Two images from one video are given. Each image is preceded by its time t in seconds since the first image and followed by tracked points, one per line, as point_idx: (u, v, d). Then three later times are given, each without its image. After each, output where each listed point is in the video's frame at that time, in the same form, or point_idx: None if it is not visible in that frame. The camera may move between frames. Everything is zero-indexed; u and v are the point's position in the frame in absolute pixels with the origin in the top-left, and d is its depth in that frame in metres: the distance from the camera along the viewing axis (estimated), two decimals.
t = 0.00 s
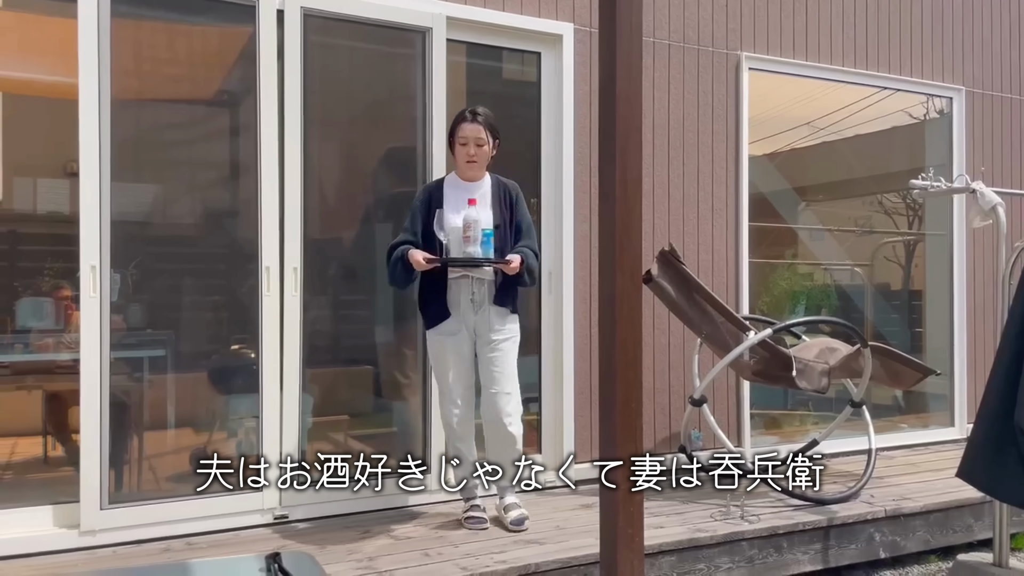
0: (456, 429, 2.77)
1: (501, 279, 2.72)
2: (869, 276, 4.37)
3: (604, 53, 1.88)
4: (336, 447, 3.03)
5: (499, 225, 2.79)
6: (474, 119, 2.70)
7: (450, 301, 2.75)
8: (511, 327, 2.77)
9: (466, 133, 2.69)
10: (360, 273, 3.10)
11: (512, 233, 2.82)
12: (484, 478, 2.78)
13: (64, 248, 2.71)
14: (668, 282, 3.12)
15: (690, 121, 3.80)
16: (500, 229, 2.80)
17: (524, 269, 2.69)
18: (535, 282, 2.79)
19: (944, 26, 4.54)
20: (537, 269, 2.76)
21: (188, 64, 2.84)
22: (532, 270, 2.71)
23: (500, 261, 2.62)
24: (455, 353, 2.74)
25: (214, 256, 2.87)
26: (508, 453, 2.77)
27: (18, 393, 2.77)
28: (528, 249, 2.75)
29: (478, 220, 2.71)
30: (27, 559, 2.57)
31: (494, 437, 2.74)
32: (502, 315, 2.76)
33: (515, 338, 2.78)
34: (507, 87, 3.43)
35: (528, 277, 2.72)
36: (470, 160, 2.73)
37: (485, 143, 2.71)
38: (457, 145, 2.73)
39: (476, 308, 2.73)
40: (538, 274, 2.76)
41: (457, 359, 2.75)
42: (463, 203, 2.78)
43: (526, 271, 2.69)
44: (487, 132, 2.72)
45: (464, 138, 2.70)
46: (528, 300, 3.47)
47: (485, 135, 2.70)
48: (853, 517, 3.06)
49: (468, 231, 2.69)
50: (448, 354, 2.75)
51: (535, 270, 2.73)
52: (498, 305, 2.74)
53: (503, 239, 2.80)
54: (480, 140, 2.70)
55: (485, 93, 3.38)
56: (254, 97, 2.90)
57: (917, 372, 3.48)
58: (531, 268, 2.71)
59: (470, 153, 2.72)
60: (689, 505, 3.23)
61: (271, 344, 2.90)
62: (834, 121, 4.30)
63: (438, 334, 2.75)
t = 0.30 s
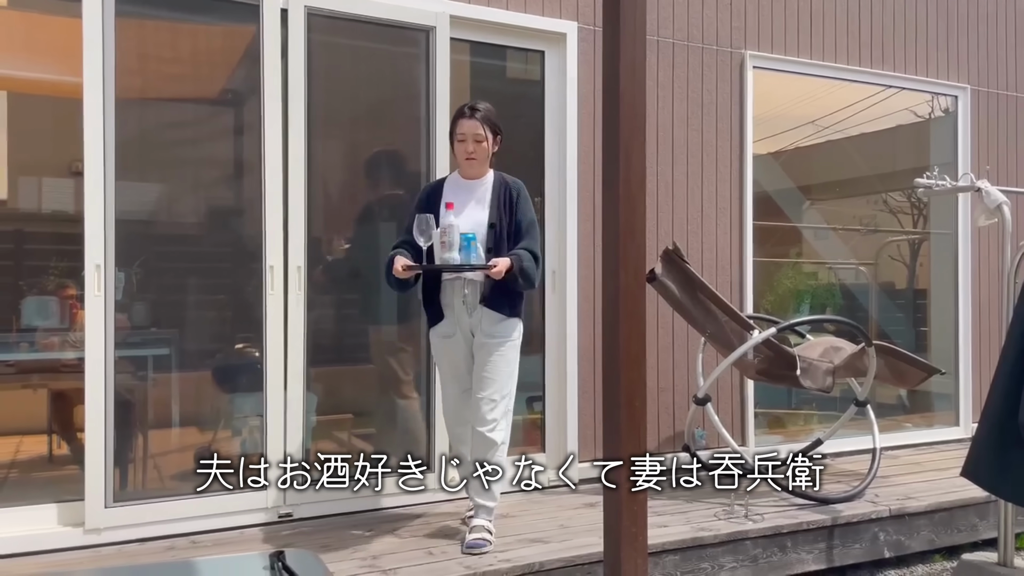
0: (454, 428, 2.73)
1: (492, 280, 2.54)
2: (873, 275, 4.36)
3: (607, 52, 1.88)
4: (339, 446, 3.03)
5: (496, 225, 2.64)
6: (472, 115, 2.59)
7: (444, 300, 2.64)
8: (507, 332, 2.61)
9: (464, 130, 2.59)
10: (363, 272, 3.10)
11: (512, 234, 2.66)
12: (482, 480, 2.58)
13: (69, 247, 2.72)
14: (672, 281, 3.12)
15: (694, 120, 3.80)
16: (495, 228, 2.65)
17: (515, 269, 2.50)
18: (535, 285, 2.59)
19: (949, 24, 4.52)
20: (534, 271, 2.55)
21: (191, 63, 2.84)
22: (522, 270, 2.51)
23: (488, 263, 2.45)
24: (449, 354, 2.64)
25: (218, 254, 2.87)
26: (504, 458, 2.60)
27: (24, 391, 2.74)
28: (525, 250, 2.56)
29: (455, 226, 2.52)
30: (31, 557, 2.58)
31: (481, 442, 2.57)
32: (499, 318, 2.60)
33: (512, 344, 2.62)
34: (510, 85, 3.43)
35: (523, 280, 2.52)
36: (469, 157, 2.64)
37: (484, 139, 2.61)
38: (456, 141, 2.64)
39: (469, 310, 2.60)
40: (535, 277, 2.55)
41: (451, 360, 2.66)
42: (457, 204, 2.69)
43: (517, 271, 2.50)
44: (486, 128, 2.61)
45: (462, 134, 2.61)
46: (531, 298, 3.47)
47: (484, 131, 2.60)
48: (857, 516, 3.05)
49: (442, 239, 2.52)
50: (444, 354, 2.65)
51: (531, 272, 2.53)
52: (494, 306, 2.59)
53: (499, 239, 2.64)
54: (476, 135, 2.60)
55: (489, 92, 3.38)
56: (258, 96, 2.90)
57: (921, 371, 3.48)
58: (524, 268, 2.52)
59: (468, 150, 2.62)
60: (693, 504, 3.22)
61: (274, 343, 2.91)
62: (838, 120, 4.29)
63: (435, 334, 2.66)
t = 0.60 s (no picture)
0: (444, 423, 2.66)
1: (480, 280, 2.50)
2: (881, 275, 4.34)
3: (613, 50, 1.88)
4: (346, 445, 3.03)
5: (495, 221, 2.61)
6: (480, 103, 2.57)
7: (443, 299, 2.63)
8: (506, 333, 2.56)
9: (472, 118, 2.56)
10: (370, 270, 3.10)
11: (513, 232, 2.61)
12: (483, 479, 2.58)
13: (78, 245, 2.73)
14: (679, 279, 3.12)
15: (701, 119, 3.79)
16: (494, 225, 2.61)
17: (501, 270, 2.45)
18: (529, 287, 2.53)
19: (958, 22, 4.50)
20: (524, 273, 2.48)
21: (198, 62, 2.85)
22: (510, 272, 2.45)
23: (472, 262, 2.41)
24: (448, 355, 2.63)
25: (226, 253, 2.88)
26: (507, 458, 2.59)
27: (34, 389, 2.77)
28: (519, 250, 2.51)
29: (432, 222, 2.54)
30: (40, 554, 2.59)
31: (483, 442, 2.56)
32: (497, 319, 2.56)
33: (511, 346, 2.57)
34: (517, 84, 3.43)
35: (514, 281, 2.47)
36: (476, 147, 2.60)
37: (492, 128, 2.58)
38: (462, 132, 2.60)
39: (466, 310, 2.57)
40: (527, 278, 2.49)
41: (449, 361, 2.63)
42: (459, 199, 2.66)
43: (505, 271, 2.46)
44: (494, 116, 2.58)
45: (469, 123, 2.57)
46: (538, 296, 3.47)
47: (492, 119, 2.57)
48: (865, 516, 3.04)
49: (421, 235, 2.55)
50: (442, 355, 2.63)
51: (522, 274, 2.48)
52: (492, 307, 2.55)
53: (497, 236, 2.61)
54: (485, 124, 2.56)
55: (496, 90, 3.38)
56: (265, 95, 2.91)
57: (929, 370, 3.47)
58: (512, 269, 2.46)
59: (475, 139, 2.58)
60: (699, 504, 3.22)
61: (281, 342, 2.91)
62: (846, 118, 4.28)
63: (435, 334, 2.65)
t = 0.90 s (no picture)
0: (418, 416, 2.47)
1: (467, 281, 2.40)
2: (893, 275, 4.32)
3: (625, 49, 1.87)
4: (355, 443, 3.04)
5: (487, 219, 2.49)
6: (472, 96, 2.46)
7: (436, 299, 2.54)
8: (500, 335, 2.47)
9: (463, 111, 2.46)
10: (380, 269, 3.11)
11: (508, 230, 2.48)
12: (483, 478, 2.51)
13: (91, 244, 2.75)
14: (689, 279, 3.11)
15: (712, 118, 3.78)
16: (487, 223, 2.50)
17: (487, 271, 2.34)
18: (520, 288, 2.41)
19: (971, 21, 4.47)
20: (513, 274, 2.36)
21: (210, 62, 2.86)
22: (497, 272, 2.34)
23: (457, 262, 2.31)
24: (440, 356, 2.52)
25: (237, 252, 2.89)
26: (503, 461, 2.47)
27: (47, 386, 2.79)
28: (509, 250, 2.39)
29: (414, 222, 2.40)
30: (53, 550, 2.61)
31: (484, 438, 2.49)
32: (490, 321, 2.46)
33: (506, 349, 2.48)
34: (527, 83, 3.43)
35: (503, 281, 2.36)
36: (470, 141, 2.49)
37: (484, 120, 2.46)
38: (456, 127, 2.50)
39: (460, 310, 2.48)
40: (516, 280, 2.37)
41: (441, 362, 2.52)
42: (455, 196, 2.56)
43: (492, 271, 2.34)
44: (487, 109, 2.46)
45: (461, 117, 2.47)
46: (548, 295, 3.47)
47: (485, 112, 2.45)
48: (875, 517, 3.03)
49: (402, 235, 2.41)
50: (433, 355, 2.51)
51: (511, 275, 2.36)
52: (485, 307, 2.46)
53: (490, 235, 2.49)
54: (478, 117, 2.45)
55: (505, 90, 3.38)
56: (277, 94, 2.92)
57: (941, 371, 3.45)
58: (499, 270, 2.34)
59: (467, 133, 2.47)
60: (709, 504, 3.21)
61: (292, 340, 2.92)
62: (858, 118, 4.26)
63: (427, 334, 2.55)
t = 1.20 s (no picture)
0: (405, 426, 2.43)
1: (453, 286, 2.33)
2: (907, 276, 4.30)
3: (638, 48, 1.87)
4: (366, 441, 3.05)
5: (464, 218, 2.42)
6: (444, 88, 2.41)
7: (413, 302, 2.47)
8: (481, 339, 2.41)
9: (435, 103, 2.41)
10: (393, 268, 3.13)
11: (489, 230, 2.43)
12: (483, 478, 2.48)
13: (107, 242, 2.77)
14: (702, 279, 3.12)
15: (726, 118, 3.77)
16: (466, 222, 2.43)
17: (476, 274, 2.28)
18: (508, 291, 2.35)
19: (987, 20, 4.44)
20: (502, 277, 2.31)
21: (225, 62, 2.88)
22: (487, 276, 2.29)
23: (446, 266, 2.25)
24: (420, 362, 2.44)
25: (251, 250, 2.91)
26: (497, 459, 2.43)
27: (63, 382, 2.79)
28: (497, 251, 2.34)
29: (401, 223, 2.33)
30: (68, 545, 2.63)
31: (473, 444, 2.47)
32: (472, 325, 2.40)
33: (487, 353, 2.42)
34: (540, 83, 3.43)
35: (491, 286, 2.31)
36: (444, 134, 2.43)
37: (458, 113, 2.41)
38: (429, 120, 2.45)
39: (438, 314, 2.41)
40: (504, 283, 2.32)
41: (421, 369, 2.45)
42: (430, 193, 2.50)
43: (481, 275, 2.29)
44: (460, 101, 2.42)
45: (434, 109, 2.42)
46: (560, 294, 3.48)
47: (457, 104, 2.40)
48: (889, 518, 3.01)
49: (388, 238, 2.34)
50: (411, 363, 2.44)
51: (499, 278, 2.31)
52: (467, 311, 2.39)
53: (468, 235, 2.43)
54: (450, 109, 2.40)
55: (518, 89, 3.38)
56: (291, 93, 2.94)
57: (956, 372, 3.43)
58: (488, 272, 2.29)
59: (441, 126, 2.42)
60: (722, 504, 3.20)
61: (305, 339, 2.94)
62: (872, 117, 4.24)
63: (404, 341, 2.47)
